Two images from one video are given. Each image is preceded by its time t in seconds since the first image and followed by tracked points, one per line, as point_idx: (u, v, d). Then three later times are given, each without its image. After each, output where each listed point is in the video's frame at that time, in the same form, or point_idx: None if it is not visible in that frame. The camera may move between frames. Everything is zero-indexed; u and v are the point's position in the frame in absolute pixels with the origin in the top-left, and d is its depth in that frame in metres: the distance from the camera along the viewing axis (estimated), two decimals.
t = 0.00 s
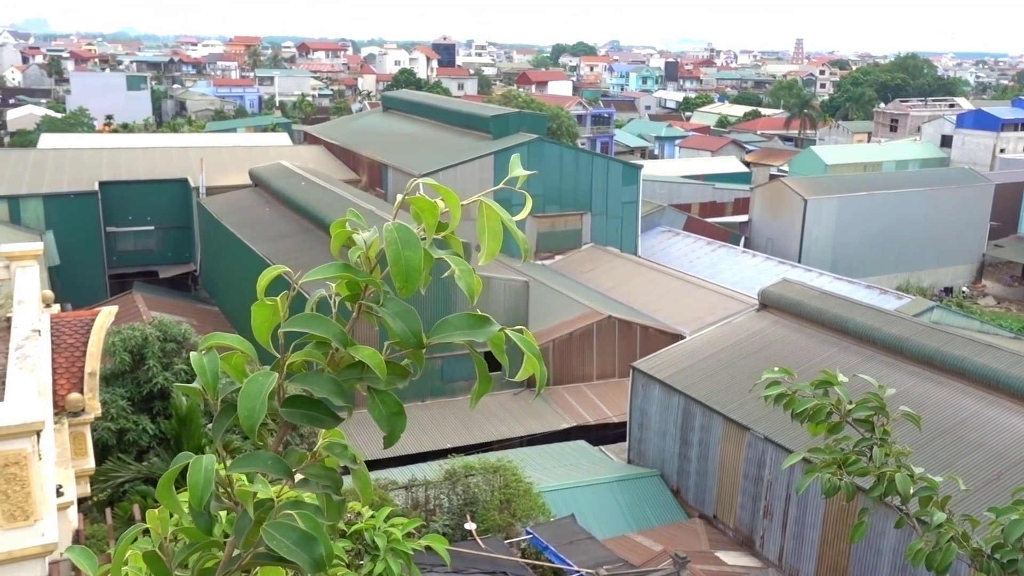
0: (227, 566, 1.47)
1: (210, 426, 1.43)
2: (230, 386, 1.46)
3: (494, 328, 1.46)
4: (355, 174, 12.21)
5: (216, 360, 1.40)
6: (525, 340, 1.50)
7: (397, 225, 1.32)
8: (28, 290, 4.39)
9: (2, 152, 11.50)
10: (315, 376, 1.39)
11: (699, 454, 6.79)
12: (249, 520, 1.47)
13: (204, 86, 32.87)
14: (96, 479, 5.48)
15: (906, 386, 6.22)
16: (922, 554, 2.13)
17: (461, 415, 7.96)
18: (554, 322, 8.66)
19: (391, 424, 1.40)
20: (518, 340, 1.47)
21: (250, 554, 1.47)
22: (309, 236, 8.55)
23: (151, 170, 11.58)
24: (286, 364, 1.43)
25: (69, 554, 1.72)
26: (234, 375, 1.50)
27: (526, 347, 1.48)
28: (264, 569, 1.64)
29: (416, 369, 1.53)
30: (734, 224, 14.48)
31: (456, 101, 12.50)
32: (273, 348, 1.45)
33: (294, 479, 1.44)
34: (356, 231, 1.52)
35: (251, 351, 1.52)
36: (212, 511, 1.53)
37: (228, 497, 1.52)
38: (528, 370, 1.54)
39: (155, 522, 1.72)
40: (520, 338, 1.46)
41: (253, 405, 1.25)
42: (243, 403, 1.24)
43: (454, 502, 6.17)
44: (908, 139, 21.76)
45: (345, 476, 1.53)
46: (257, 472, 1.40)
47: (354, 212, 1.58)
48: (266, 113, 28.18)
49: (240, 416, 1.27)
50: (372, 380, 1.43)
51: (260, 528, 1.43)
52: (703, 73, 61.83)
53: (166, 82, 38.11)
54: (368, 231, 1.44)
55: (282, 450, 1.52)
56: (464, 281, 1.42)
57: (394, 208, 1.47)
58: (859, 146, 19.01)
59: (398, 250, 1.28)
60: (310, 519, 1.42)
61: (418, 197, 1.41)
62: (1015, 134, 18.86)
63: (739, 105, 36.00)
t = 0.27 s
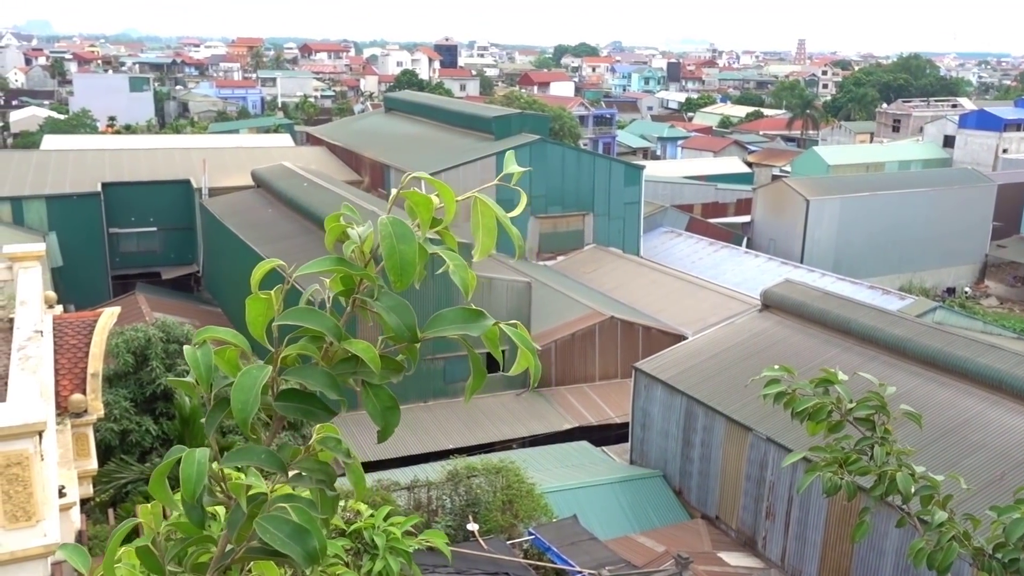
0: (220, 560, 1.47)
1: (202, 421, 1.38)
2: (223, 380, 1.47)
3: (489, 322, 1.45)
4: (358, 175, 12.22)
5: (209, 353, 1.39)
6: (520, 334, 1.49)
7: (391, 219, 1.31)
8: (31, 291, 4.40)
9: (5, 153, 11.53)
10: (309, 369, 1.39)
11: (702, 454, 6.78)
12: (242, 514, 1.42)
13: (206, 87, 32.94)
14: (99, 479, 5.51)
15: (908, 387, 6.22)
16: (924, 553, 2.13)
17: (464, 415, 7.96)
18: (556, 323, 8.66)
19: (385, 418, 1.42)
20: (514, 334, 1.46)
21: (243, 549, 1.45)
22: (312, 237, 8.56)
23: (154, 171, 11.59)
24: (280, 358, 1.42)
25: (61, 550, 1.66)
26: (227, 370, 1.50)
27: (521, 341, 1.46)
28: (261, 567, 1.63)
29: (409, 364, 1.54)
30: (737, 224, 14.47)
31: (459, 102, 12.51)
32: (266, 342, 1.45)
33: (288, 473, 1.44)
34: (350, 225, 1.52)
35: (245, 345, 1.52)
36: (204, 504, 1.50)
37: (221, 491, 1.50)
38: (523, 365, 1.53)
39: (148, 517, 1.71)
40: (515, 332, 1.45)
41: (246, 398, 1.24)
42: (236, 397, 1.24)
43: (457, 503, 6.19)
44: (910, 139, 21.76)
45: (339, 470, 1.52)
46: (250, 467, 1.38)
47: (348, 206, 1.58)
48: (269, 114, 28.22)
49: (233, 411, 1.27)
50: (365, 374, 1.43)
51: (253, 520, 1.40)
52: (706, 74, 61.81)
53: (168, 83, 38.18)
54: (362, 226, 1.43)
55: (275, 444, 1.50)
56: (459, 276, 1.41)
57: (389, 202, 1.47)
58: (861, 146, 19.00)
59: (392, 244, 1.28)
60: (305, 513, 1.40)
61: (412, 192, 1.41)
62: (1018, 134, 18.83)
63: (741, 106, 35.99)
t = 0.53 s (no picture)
0: (209, 564, 1.47)
1: (193, 423, 1.40)
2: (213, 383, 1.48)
3: (479, 325, 1.45)
4: (361, 175, 12.23)
5: (199, 356, 1.41)
6: (511, 336, 1.49)
7: (382, 222, 1.32)
8: (34, 291, 4.41)
9: (9, 154, 11.55)
10: (299, 372, 1.39)
11: (705, 454, 6.78)
12: (231, 518, 1.45)
13: (209, 87, 32.99)
14: (101, 479, 5.51)
15: (911, 387, 6.21)
16: (924, 554, 2.13)
17: (467, 415, 7.96)
18: (559, 322, 8.66)
19: (375, 421, 1.42)
20: (505, 337, 1.47)
21: (233, 552, 1.46)
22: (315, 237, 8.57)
23: (157, 171, 11.61)
24: (270, 361, 1.43)
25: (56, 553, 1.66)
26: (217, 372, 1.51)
27: (512, 343, 1.46)
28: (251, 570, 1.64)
29: (400, 366, 1.55)
30: (739, 224, 14.46)
31: (461, 101, 12.50)
32: (257, 345, 1.45)
33: (277, 477, 1.44)
34: (341, 227, 1.53)
35: (235, 348, 1.52)
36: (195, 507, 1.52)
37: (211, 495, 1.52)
38: (514, 367, 1.53)
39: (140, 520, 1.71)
40: (507, 335, 1.45)
41: (235, 401, 1.25)
42: (225, 400, 1.24)
43: (460, 503, 6.18)
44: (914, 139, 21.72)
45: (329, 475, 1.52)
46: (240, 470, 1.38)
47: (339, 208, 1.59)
48: (272, 115, 28.25)
49: (223, 414, 1.27)
50: (355, 377, 1.44)
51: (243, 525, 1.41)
52: (709, 73, 61.75)
53: (172, 84, 38.22)
54: (353, 228, 1.43)
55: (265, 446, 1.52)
56: (450, 278, 1.42)
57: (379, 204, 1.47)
58: (865, 146, 18.97)
59: (382, 247, 1.29)
60: (293, 517, 1.41)
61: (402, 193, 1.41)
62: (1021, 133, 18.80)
63: (744, 105, 35.96)
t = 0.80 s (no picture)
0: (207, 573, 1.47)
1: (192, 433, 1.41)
2: (213, 393, 1.48)
3: (480, 336, 1.46)
4: (362, 176, 12.23)
5: (199, 367, 1.42)
6: (511, 349, 1.50)
7: (383, 234, 1.32)
8: (35, 291, 4.42)
9: (10, 155, 11.56)
10: (298, 384, 1.40)
11: (706, 455, 6.78)
12: (230, 527, 1.45)
13: (211, 88, 33.03)
14: (104, 480, 5.55)
15: (913, 387, 6.20)
16: (923, 556, 2.12)
17: (468, 415, 7.96)
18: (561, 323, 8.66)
19: (374, 432, 1.42)
20: (506, 349, 1.47)
21: (231, 562, 1.46)
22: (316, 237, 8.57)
23: (158, 172, 11.61)
24: (270, 371, 1.43)
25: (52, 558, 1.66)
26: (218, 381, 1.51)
27: (512, 355, 1.47)
28: None
29: (400, 377, 1.55)
30: (741, 224, 14.45)
31: (462, 102, 12.51)
32: (257, 355, 1.45)
33: (276, 487, 1.44)
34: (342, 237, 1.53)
35: (236, 358, 1.52)
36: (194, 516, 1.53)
37: (210, 504, 1.53)
38: (513, 379, 1.54)
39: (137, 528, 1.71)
40: (507, 347, 1.46)
41: (234, 412, 1.25)
42: (224, 411, 1.25)
43: (461, 503, 6.18)
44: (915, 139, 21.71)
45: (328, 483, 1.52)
46: (238, 480, 1.39)
47: (340, 218, 1.59)
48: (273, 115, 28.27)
49: (222, 425, 1.27)
50: (355, 389, 1.44)
51: (240, 536, 1.41)
52: (710, 74, 61.75)
53: (173, 84, 38.25)
54: (354, 239, 1.44)
55: (265, 456, 1.52)
56: (451, 290, 1.42)
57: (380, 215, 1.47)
58: (866, 146, 18.96)
59: (383, 259, 1.29)
60: (291, 528, 1.41)
61: (403, 205, 1.42)
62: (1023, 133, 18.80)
63: (745, 105, 35.95)
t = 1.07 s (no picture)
0: None
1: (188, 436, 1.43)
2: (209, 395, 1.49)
3: (476, 338, 1.47)
4: (364, 177, 12.25)
5: (194, 369, 1.43)
6: (507, 349, 1.51)
7: (378, 236, 1.33)
8: (37, 293, 4.43)
9: (12, 156, 11.57)
10: (293, 387, 1.40)
11: (708, 456, 6.78)
12: (226, 530, 1.47)
13: (212, 89, 33.06)
14: (105, 480, 5.58)
15: (914, 388, 6.21)
16: (924, 558, 2.13)
17: (470, 416, 7.96)
18: (562, 324, 8.66)
19: (370, 434, 1.43)
20: (501, 350, 1.48)
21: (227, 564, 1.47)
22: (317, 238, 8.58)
23: (160, 173, 11.62)
24: (266, 374, 1.44)
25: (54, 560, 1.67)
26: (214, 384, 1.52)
27: (508, 356, 1.48)
28: None
29: (396, 379, 1.56)
30: (741, 225, 14.46)
31: (464, 103, 12.52)
32: (253, 357, 1.46)
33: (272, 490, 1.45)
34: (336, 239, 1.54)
35: (231, 360, 1.53)
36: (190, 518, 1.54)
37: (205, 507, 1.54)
38: (509, 380, 1.55)
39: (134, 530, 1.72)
40: (502, 349, 1.47)
41: (229, 415, 1.26)
42: (219, 414, 1.26)
43: (462, 504, 6.18)
44: (915, 140, 21.71)
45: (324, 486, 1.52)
46: (234, 483, 1.40)
47: (336, 220, 1.60)
48: (275, 117, 28.27)
49: (217, 428, 1.28)
50: (351, 391, 1.45)
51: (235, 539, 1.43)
52: (711, 75, 61.76)
53: (175, 86, 38.28)
54: (349, 241, 1.45)
55: (262, 459, 1.53)
56: (446, 291, 1.44)
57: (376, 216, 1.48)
58: (866, 147, 18.97)
59: (377, 260, 1.31)
60: (286, 531, 1.42)
61: (398, 207, 1.43)
62: None
63: (747, 107, 35.96)
